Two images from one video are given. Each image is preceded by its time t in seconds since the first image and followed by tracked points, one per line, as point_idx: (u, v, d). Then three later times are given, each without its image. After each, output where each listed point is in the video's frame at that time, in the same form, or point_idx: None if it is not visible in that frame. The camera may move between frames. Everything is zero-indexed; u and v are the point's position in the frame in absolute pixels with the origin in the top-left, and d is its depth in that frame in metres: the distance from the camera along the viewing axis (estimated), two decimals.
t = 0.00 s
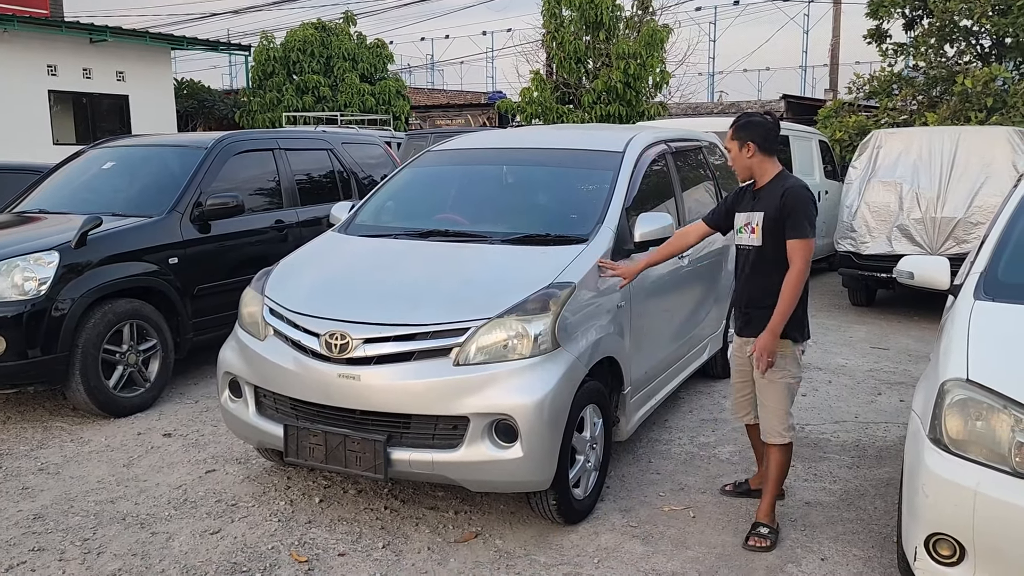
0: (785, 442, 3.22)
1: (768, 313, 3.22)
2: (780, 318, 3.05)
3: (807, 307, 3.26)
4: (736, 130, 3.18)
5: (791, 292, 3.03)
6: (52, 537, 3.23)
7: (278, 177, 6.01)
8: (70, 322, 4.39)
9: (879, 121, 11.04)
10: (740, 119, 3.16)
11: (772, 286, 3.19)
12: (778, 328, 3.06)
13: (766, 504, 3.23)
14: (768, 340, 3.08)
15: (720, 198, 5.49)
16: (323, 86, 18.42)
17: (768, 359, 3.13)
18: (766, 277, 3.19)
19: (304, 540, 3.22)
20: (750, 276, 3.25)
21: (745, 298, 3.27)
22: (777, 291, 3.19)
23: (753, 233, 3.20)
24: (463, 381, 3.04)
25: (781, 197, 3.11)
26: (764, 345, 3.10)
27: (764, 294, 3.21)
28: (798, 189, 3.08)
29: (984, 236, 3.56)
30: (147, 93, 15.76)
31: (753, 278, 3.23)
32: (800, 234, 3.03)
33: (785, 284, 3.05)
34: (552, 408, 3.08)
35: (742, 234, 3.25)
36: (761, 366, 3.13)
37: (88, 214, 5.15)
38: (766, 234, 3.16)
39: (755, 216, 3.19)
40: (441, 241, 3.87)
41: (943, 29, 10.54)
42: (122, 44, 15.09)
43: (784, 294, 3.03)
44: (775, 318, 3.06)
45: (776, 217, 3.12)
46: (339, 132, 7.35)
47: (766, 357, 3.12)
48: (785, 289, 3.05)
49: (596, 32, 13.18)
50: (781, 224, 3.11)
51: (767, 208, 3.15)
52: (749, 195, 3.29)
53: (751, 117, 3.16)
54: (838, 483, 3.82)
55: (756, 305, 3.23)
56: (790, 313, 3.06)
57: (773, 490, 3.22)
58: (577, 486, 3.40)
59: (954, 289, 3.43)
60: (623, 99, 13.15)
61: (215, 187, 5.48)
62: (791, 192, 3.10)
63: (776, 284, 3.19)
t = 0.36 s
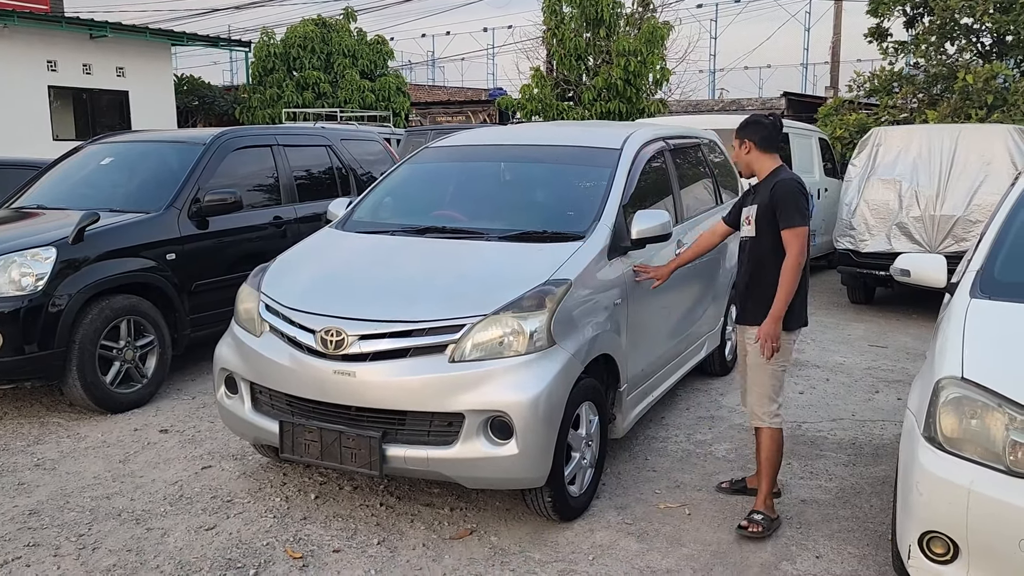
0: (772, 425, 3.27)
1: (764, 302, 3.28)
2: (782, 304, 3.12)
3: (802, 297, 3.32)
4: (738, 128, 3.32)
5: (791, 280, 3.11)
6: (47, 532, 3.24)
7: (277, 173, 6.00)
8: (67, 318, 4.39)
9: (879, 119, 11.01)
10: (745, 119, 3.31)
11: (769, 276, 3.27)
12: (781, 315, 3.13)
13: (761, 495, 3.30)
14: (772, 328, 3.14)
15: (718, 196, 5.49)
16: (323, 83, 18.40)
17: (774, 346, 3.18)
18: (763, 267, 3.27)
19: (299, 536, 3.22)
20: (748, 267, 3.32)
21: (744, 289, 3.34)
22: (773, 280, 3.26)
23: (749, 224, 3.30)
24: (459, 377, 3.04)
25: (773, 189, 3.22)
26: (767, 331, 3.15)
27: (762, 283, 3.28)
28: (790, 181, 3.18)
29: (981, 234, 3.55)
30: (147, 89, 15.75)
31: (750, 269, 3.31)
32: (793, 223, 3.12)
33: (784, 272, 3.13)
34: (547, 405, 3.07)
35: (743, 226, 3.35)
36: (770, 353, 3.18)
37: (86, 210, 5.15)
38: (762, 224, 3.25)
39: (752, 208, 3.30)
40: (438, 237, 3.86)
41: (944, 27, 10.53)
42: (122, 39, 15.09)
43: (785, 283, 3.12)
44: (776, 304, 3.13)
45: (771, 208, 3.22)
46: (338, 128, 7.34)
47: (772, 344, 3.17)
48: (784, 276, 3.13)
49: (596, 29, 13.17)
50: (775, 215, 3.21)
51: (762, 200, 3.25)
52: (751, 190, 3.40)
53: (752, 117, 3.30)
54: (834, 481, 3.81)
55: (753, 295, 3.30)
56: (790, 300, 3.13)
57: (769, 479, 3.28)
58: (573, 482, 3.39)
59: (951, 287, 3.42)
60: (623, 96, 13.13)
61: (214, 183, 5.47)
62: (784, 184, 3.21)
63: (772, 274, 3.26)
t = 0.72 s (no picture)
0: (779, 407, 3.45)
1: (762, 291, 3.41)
2: (776, 295, 3.25)
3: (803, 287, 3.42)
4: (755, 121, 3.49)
5: (784, 270, 3.23)
6: (38, 524, 3.23)
7: (273, 166, 5.98)
8: (61, 310, 4.39)
9: (881, 114, 10.94)
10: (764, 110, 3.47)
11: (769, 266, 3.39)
12: (776, 305, 3.27)
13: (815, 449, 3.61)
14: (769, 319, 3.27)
15: (716, 191, 5.47)
16: (324, 76, 18.36)
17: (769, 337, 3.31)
18: (763, 258, 3.40)
19: (289, 530, 3.21)
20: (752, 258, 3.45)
21: (745, 278, 3.47)
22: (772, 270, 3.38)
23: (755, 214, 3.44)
24: (450, 371, 3.02)
25: (774, 180, 3.34)
26: (766, 323, 3.29)
27: (761, 272, 3.41)
28: (790, 172, 3.29)
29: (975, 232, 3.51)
30: (148, 80, 15.73)
31: (754, 259, 3.44)
32: (790, 214, 3.23)
33: (778, 262, 3.26)
34: (537, 400, 3.06)
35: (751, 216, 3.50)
36: (763, 344, 3.31)
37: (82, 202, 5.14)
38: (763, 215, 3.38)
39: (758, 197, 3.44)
40: (431, 231, 3.84)
41: (947, 22, 10.49)
42: (123, 31, 15.07)
43: (777, 273, 3.25)
44: (772, 296, 3.27)
45: (770, 198, 3.34)
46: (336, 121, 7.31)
47: (768, 334, 3.30)
48: (778, 265, 3.25)
49: (598, 23, 13.13)
50: (774, 205, 3.32)
51: (765, 190, 3.37)
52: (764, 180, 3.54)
53: (771, 109, 3.44)
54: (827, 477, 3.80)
55: (754, 284, 3.43)
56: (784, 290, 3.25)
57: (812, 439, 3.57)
58: (565, 478, 3.38)
59: (946, 283, 3.40)
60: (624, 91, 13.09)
61: (210, 175, 5.46)
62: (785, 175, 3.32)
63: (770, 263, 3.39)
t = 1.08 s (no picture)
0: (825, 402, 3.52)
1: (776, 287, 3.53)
2: (761, 284, 3.38)
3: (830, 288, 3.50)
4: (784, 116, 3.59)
5: (779, 265, 3.36)
6: (16, 516, 3.21)
7: (262, 157, 5.94)
8: (45, 300, 4.35)
9: (878, 109, 10.83)
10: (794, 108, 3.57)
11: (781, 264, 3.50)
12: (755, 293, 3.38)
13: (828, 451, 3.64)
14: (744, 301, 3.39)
15: (709, 184, 5.43)
16: (320, 67, 18.28)
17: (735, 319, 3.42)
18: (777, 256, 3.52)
19: (269, 523, 3.19)
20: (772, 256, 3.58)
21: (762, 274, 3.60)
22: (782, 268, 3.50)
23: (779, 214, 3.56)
24: (431, 364, 2.99)
25: (796, 181, 3.45)
26: (737, 306, 3.40)
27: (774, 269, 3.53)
28: (813, 176, 3.40)
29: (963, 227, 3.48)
30: (143, 70, 15.65)
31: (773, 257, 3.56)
32: (801, 216, 3.35)
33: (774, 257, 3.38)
34: (519, 393, 3.04)
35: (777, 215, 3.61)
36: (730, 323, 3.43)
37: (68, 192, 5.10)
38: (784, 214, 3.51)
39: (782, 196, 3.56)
40: (416, 223, 3.81)
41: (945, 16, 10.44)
42: (117, 21, 14.99)
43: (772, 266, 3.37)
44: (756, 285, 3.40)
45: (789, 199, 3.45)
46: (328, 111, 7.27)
47: (735, 316, 3.42)
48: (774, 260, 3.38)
49: (595, 15, 13.07)
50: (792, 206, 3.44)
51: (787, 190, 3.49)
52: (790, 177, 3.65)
53: (802, 108, 3.54)
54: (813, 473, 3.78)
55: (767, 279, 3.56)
56: (769, 281, 3.37)
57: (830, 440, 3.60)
58: (548, 472, 3.36)
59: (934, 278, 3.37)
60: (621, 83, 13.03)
61: (198, 166, 5.42)
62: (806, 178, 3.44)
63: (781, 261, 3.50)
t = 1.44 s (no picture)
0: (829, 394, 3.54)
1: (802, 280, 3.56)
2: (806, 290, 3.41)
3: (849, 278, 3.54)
4: (798, 108, 3.56)
5: (815, 267, 3.38)
6: None
7: (247, 149, 5.87)
8: (22, 293, 4.29)
9: (871, 104, 10.84)
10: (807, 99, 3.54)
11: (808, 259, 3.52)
12: (804, 302, 3.43)
13: (818, 449, 3.62)
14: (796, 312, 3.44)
15: (698, 178, 5.38)
16: (311, 59, 18.17)
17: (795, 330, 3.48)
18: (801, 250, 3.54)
19: (245, 520, 3.14)
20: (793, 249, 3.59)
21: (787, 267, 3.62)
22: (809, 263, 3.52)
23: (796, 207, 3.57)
24: (409, 360, 2.94)
25: (814, 175, 3.44)
26: (793, 317, 3.46)
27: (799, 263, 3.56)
28: (830, 169, 3.40)
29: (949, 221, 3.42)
30: (133, 61, 15.53)
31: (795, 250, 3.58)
32: (824, 212, 3.35)
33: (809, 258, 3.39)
34: (499, 389, 2.99)
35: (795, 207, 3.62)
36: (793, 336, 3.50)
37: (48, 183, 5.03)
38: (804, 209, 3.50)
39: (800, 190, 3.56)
40: (397, 216, 3.75)
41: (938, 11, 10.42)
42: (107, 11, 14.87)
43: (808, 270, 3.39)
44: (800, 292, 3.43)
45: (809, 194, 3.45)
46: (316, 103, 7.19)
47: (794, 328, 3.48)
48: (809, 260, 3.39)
49: (588, 8, 13.00)
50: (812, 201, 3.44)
51: (805, 184, 3.49)
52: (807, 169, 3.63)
53: (815, 99, 3.51)
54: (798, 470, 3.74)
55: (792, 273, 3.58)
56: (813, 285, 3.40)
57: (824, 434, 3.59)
58: (529, 470, 3.31)
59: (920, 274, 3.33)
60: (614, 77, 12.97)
61: (181, 157, 5.35)
62: (822, 171, 3.43)
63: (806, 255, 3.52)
